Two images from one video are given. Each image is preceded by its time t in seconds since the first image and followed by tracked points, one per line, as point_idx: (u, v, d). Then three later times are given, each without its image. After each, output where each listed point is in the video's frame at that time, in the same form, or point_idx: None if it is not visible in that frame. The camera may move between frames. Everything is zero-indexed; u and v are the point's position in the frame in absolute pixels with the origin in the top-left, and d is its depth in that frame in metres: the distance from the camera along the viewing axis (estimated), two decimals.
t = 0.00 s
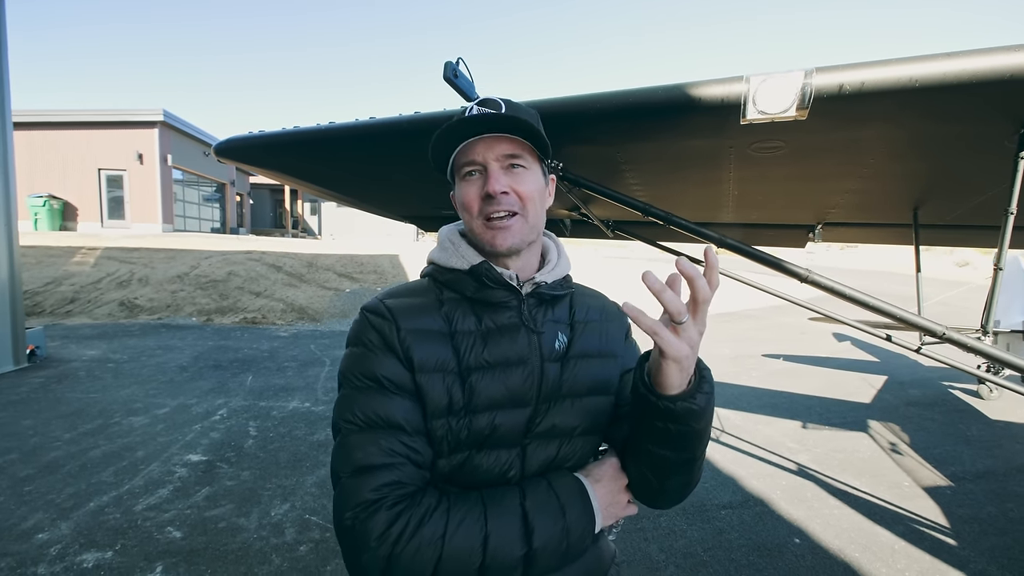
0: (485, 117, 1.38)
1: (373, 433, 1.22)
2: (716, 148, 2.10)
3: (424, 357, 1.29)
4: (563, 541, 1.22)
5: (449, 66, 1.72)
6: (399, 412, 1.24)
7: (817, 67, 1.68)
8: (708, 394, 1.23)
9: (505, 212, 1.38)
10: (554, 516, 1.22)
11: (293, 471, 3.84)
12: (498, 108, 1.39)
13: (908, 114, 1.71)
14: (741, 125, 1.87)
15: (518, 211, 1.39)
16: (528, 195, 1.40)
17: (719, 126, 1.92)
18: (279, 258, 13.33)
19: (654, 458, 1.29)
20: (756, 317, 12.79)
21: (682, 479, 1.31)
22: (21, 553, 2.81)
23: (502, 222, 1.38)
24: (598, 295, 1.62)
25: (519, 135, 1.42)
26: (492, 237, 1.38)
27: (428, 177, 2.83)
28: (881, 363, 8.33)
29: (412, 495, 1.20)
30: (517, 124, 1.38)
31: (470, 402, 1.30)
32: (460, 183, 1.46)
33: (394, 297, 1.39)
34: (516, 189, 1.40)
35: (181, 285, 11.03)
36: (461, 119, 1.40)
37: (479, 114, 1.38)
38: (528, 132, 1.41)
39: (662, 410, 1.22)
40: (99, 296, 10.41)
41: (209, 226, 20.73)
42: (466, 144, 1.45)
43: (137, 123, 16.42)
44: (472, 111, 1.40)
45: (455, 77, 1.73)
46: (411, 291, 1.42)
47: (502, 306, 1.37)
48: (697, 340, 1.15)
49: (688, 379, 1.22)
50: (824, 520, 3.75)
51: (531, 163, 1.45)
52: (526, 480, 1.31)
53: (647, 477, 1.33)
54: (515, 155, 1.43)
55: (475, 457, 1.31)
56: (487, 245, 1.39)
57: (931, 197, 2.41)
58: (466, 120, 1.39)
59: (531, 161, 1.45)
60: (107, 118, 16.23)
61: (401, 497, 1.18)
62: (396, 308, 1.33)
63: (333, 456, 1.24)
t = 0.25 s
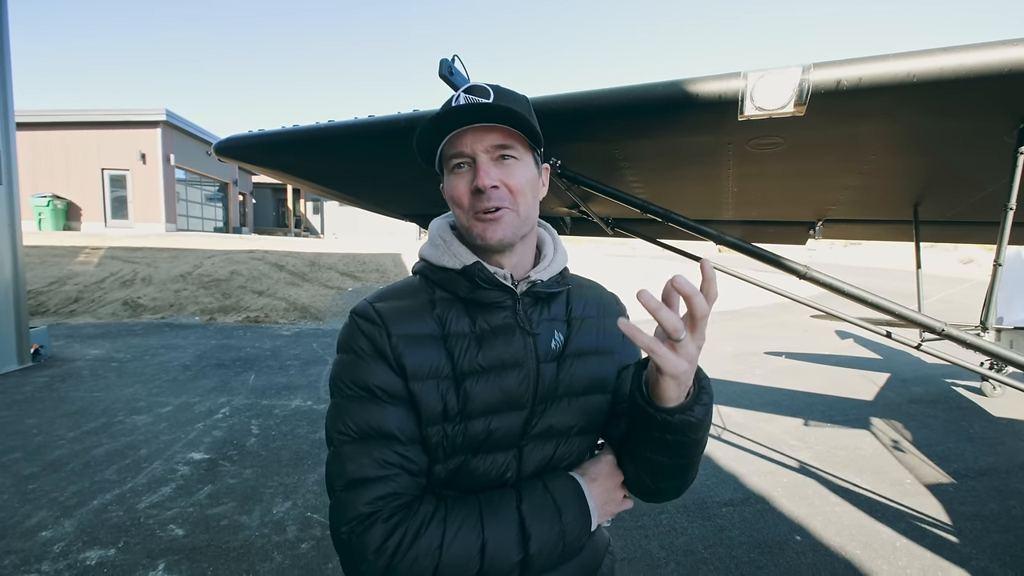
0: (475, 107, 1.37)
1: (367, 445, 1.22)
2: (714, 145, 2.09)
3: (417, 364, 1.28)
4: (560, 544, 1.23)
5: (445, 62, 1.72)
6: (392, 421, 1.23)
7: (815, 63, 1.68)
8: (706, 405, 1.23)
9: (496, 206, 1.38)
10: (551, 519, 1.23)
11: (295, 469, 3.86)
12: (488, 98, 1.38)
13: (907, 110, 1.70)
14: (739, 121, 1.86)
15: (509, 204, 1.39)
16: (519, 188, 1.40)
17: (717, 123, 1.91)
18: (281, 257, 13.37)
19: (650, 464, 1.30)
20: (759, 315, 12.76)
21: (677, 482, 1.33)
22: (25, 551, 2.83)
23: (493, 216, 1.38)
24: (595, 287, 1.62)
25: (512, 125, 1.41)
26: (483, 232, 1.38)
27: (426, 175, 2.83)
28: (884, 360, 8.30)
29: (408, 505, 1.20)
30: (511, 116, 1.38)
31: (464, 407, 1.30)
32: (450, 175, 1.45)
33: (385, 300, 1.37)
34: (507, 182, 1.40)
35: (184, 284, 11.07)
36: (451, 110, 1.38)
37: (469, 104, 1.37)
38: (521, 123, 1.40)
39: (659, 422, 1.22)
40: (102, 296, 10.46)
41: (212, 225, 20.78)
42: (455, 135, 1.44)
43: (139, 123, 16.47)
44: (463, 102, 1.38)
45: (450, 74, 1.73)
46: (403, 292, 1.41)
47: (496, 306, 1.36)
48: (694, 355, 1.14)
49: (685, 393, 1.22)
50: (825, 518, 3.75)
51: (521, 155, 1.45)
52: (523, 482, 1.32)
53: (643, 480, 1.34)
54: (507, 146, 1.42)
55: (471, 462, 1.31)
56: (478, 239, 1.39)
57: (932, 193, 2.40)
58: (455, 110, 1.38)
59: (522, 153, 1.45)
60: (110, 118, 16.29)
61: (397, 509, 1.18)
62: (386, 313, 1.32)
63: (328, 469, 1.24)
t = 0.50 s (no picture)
0: (468, 103, 1.33)
1: (372, 455, 1.21)
2: (712, 138, 2.09)
3: (419, 370, 1.27)
4: (569, 541, 1.23)
5: (439, 55, 1.70)
6: (396, 429, 1.23)
7: (813, 53, 1.66)
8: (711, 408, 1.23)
9: (493, 209, 1.38)
10: (560, 518, 1.22)
11: (296, 466, 3.86)
12: (482, 93, 1.35)
13: (906, 100, 1.69)
14: (737, 113, 1.86)
15: (508, 205, 1.39)
16: (517, 188, 1.39)
17: (715, 115, 1.90)
18: (280, 254, 13.35)
19: (655, 462, 1.29)
20: (758, 308, 12.78)
21: (682, 478, 1.32)
22: (26, 550, 2.84)
23: (490, 219, 1.38)
24: (595, 278, 1.61)
25: (507, 120, 1.38)
26: (480, 236, 1.38)
27: (424, 170, 2.82)
28: (883, 352, 8.33)
29: (416, 512, 1.20)
30: (507, 112, 1.35)
31: (469, 411, 1.29)
32: (445, 174, 1.43)
33: (382, 304, 1.36)
34: (505, 182, 1.38)
35: (183, 282, 11.05)
36: (445, 107, 1.35)
37: (462, 99, 1.34)
38: (517, 118, 1.37)
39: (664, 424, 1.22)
40: (100, 295, 10.44)
41: (209, 223, 20.73)
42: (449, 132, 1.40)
43: (135, 120, 16.39)
44: (457, 98, 1.34)
45: (445, 67, 1.72)
46: (402, 295, 1.40)
47: (497, 305, 1.36)
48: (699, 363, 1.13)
49: (690, 398, 1.21)
50: (824, 509, 3.77)
51: (519, 151, 1.42)
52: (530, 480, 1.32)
53: (649, 476, 1.33)
54: (503, 143, 1.40)
55: (477, 464, 1.31)
56: (475, 242, 1.39)
57: (930, 184, 2.40)
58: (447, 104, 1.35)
59: (520, 148, 1.42)
60: (105, 115, 16.20)
61: (406, 518, 1.18)
62: (384, 318, 1.31)
63: (334, 481, 1.24)
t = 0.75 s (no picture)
0: (499, 96, 1.32)
1: (374, 452, 1.20)
2: (712, 133, 2.08)
3: (422, 366, 1.26)
4: (577, 541, 1.22)
5: (439, 50, 1.68)
6: (399, 426, 1.22)
7: (814, 48, 1.65)
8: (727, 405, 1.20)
9: (517, 201, 1.36)
10: (567, 518, 1.21)
11: (294, 466, 3.84)
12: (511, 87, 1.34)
13: (906, 95, 1.69)
14: (737, 109, 1.85)
15: (530, 200, 1.38)
16: (540, 184, 1.38)
17: (715, 111, 1.89)
18: (276, 253, 13.29)
19: (668, 461, 1.28)
20: (755, 304, 12.82)
21: (695, 477, 1.29)
22: (21, 553, 2.81)
23: (512, 212, 1.36)
24: (601, 275, 1.59)
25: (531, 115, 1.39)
26: (504, 228, 1.36)
27: (421, 167, 2.80)
28: (879, 347, 8.37)
29: (420, 510, 1.19)
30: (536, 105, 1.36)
31: (473, 407, 1.28)
32: (464, 165, 1.39)
33: (385, 300, 1.35)
34: (529, 176, 1.37)
35: (178, 281, 10.98)
36: (472, 98, 1.32)
37: (492, 91, 1.32)
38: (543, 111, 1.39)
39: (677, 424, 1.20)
40: (94, 295, 10.36)
41: (204, 222, 20.61)
42: (472, 122, 1.37)
43: (127, 118, 16.25)
44: (483, 91, 1.33)
45: (444, 62, 1.70)
46: (405, 291, 1.39)
47: (502, 301, 1.34)
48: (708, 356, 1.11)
49: (705, 395, 1.18)
50: (823, 503, 3.78)
51: (541, 148, 1.43)
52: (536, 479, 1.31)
53: (660, 476, 1.32)
54: (528, 138, 1.40)
55: (482, 462, 1.30)
56: (495, 235, 1.37)
57: (928, 180, 2.40)
58: (476, 95, 1.32)
59: (541, 144, 1.43)
60: (98, 113, 16.06)
61: (409, 515, 1.17)
62: (387, 314, 1.30)
63: (336, 478, 1.23)
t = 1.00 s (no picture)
0: (537, 88, 1.39)
1: (373, 456, 1.18)
2: (707, 134, 2.08)
3: (422, 368, 1.24)
4: (582, 550, 1.20)
5: (436, 48, 1.66)
6: (399, 429, 1.20)
7: (808, 49, 1.66)
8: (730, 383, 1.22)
9: (539, 194, 1.36)
10: (572, 526, 1.20)
11: (285, 470, 3.78)
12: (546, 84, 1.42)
13: (900, 96, 1.69)
14: (733, 110, 1.85)
15: (553, 194, 1.39)
16: (563, 181, 1.41)
17: (711, 111, 1.89)
18: (264, 254, 13.13)
19: (674, 453, 1.29)
20: (744, 303, 12.94)
21: (705, 475, 1.32)
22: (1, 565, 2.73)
23: (535, 201, 1.35)
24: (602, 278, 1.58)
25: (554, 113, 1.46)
26: (525, 216, 1.34)
27: (414, 167, 2.77)
28: (865, 345, 8.49)
29: (419, 518, 1.16)
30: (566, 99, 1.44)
31: (474, 411, 1.26)
32: (490, 151, 1.38)
33: (384, 300, 1.33)
34: (555, 170, 1.40)
35: (162, 283, 10.80)
36: (509, 85, 1.36)
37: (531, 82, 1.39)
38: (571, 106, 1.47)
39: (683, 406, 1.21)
40: (76, 298, 10.14)
41: (189, 222, 20.30)
42: (504, 113, 1.40)
43: (109, 117, 15.95)
44: (519, 80, 1.38)
45: (441, 61, 1.68)
46: (404, 291, 1.36)
47: (503, 302, 1.33)
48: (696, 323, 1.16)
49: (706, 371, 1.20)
50: (814, 500, 3.81)
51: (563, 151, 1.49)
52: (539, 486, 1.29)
53: (667, 472, 1.33)
54: (553, 138, 1.45)
55: (483, 467, 1.28)
56: (516, 221, 1.34)
57: (917, 180, 2.43)
58: (515, 83, 1.37)
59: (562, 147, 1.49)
60: (78, 112, 15.73)
61: (408, 522, 1.14)
62: (386, 315, 1.27)
63: (333, 484, 1.20)
